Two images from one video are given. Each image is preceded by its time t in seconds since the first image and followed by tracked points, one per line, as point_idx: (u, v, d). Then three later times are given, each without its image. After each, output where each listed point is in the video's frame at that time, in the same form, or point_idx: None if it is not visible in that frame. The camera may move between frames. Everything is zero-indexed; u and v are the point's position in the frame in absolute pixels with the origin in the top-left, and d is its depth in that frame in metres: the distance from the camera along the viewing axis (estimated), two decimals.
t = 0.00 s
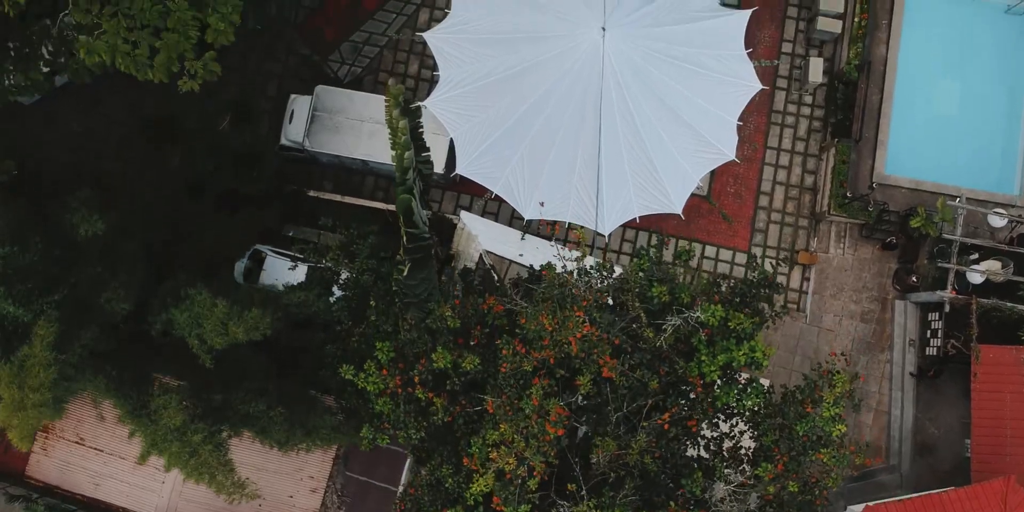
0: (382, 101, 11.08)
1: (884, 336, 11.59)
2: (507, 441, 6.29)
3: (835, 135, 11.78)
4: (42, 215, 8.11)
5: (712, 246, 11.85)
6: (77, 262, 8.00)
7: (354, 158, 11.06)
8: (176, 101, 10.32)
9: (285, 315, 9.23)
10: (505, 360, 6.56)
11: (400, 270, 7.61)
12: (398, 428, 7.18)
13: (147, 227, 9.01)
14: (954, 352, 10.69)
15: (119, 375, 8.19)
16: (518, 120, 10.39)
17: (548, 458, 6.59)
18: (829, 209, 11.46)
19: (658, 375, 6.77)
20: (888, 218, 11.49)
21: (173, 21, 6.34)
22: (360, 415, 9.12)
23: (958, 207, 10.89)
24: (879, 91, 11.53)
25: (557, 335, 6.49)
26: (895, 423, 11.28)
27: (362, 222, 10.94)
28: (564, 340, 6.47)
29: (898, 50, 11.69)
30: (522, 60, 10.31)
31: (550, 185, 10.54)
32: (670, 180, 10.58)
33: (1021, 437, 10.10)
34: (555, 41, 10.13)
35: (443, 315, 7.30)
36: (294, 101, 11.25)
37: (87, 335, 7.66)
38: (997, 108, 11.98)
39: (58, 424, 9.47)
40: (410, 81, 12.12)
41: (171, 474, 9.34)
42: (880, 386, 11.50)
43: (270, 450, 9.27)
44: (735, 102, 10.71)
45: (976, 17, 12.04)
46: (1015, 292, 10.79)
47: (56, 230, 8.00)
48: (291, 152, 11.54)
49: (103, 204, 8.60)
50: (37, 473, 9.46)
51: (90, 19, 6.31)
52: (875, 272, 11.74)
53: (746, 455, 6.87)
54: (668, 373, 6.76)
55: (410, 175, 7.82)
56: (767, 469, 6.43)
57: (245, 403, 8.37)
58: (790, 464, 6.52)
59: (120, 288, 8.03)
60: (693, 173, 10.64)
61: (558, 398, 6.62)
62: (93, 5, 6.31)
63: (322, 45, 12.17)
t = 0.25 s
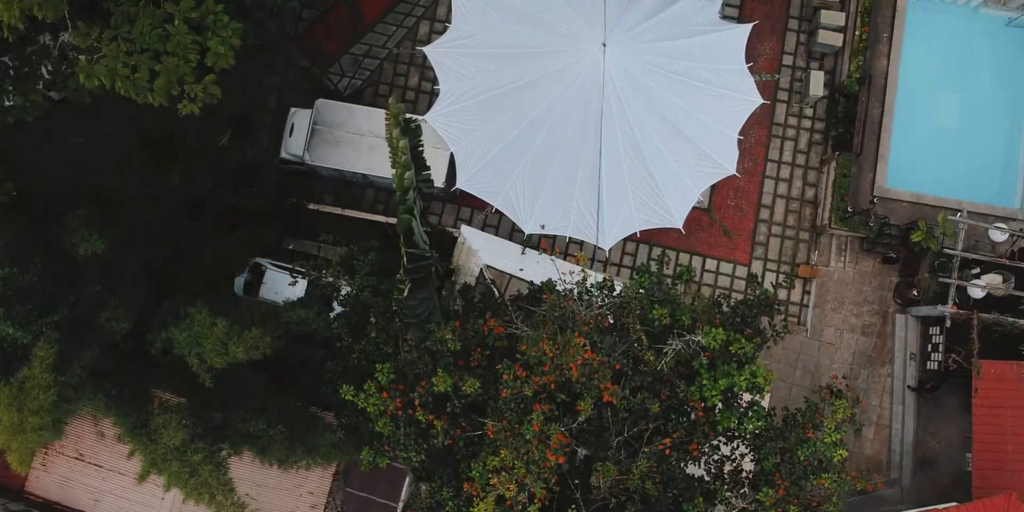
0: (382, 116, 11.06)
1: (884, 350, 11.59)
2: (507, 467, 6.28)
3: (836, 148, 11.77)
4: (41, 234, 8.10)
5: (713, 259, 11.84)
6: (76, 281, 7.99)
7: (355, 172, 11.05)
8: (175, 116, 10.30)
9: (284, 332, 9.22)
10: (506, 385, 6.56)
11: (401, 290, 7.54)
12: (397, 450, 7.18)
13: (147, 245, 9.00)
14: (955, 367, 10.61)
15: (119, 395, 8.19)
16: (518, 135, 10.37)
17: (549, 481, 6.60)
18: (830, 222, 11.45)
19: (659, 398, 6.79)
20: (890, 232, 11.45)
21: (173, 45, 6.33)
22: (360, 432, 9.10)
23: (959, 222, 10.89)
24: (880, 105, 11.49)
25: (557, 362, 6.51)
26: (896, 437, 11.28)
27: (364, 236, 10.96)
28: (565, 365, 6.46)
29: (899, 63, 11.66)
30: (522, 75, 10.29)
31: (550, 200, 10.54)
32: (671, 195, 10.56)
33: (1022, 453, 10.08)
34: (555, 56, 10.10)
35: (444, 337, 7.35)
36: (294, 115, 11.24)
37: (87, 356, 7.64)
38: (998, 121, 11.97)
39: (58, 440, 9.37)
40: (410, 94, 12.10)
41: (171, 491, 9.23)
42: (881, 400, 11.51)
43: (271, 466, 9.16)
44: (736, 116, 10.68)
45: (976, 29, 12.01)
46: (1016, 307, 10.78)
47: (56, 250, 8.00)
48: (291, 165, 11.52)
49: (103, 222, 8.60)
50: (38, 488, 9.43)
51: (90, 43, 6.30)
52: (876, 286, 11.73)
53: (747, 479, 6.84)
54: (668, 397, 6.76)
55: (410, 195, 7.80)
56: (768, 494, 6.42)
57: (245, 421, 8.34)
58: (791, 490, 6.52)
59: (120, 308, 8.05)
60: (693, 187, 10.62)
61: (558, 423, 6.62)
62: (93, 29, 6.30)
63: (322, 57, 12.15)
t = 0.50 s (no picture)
0: (382, 128, 11.05)
1: (885, 362, 11.58)
2: (508, 489, 6.35)
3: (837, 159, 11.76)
4: (41, 251, 8.11)
5: (714, 271, 11.82)
6: (76, 298, 8.00)
7: (355, 184, 11.04)
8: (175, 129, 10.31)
9: (285, 346, 9.21)
10: (507, 406, 6.62)
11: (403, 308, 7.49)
12: (398, 468, 7.21)
13: (148, 260, 9.02)
14: (956, 379, 10.62)
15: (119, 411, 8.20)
16: (519, 147, 10.36)
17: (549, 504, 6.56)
18: (830, 234, 11.45)
19: (660, 419, 6.77)
20: (891, 244, 11.43)
21: (173, 66, 6.32)
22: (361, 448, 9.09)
23: (960, 235, 10.89)
24: (880, 116, 11.48)
25: (557, 383, 6.52)
26: (897, 449, 11.27)
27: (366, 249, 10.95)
28: (566, 387, 6.46)
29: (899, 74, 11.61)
30: (522, 88, 10.28)
31: (550, 213, 10.51)
32: (672, 208, 10.54)
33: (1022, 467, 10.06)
34: (555, 70, 10.09)
35: (445, 356, 7.37)
36: (295, 126, 11.26)
37: (87, 373, 7.65)
38: (1000, 133, 11.95)
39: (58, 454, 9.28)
40: (410, 104, 12.10)
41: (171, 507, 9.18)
42: (881, 413, 11.51)
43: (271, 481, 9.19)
44: (736, 129, 10.66)
45: (976, 40, 11.99)
46: (1017, 319, 10.76)
47: (56, 267, 8.01)
48: (291, 177, 11.52)
49: (103, 238, 8.60)
50: (39, 500, 9.45)
51: (90, 63, 6.26)
52: (876, 297, 11.71)
53: (747, 500, 6.83)
54: (669, 417, 6.76)
55: (410, 212, 7.79)
56: None
57: (245, 437, 8.35)
58: None
59: (120, 324, 8.04)
60: (694, 200, 10.60)
61: (559, 444, 6.63)
62: (92, 50, 6.27)
63: (322, 68, 12.15)
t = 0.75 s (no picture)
0: (382, 141, 11.04)
1: (886, 375, 11.58)
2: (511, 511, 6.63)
3: (837, 172, 11.76)
4: (41, 269, 8.11)
5: (714, 284, 11.82)
6: (76, 316, 8.00)
7: (355, 197, 11.03)
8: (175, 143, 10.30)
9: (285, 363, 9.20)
10: (509, 429, 6.78)
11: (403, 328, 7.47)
12: (398, 490, 7.27)
13: (148, 277, 9.02)
14: (957, 393, 10.58)
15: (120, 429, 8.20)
16: (519, 161, 10.36)
17: None
18: (832, 248, 11.46)
19: (660, 441, 6.90)
20: (891, 257, 11.42)
21: (172, 89, 6.31)
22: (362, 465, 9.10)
23: (961, 249, 10.90)
24: (881, 128, 11.41)
25: (558, 407, 6.71)
26: (897, 463, 11.27)
27: (363, 264, 10.84)
28: (568, 412, 6.64)
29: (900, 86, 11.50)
30: (523, 103, 10.27)
31: (551, 227, 10.51)
32: (672, 222, 10.56)
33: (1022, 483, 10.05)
34: (556, 84, 10.07)
35: (445, 379, 7.44)
36: (295, 140, 11.20)
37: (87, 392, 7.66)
38: (1001, 145, 11.93)
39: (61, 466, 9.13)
40: (410, 117, 12.10)
41: None
42: (882, 426, 11.52)
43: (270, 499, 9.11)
44: (736, 143, 10.70)
45: (977, 52, 11.97)
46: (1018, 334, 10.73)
47: (56, 286, 8.01)
48: (292, 189, 11.51)
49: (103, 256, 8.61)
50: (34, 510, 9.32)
51: (89, 86, 6.24)
52: (877, 310, 11.71)
53: None
54: (670, 441, 6.88)
55: (411, 232, 7.80)
56: None
57: (246, 455, 8.31)
58: None
59: (119, 342, 7.99)
60: (694, 214, 10.63)
61: (559, 468, 6.81)
62: (92, 74, 6.26)
63: (322, 80, 12.14)
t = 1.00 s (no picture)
0: (382, 153, 11.03)
1: (887, 387, 11.55)
2: None
3: (838, 184, 11.75)
4: (41, 285, 8.10)
5: (715, 295, 11.81)
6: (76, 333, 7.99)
7: (355, 209, 11.02)
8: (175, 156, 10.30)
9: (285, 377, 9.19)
10: (508, 452, 6.84)
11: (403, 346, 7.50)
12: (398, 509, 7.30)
13: (148, 291, 9.02)
14: (957, 406, 10.62)
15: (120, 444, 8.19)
16: (520, 173, 10.34)
17: None
18: (833, 259, 11.48)
19: (660, 461, 7.06)
20: (891, 269, 11.41)
21: (172, 110, 6.30)
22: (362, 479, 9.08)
23: (961, 261, 10.90)
24: (882, 139, 11.39)
25: (558, 430, 6.79)
26: (898, 475, 11.24)
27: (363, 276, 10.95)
28: (568, 435, 6.74)
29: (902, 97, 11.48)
30: (523, 115, 10.26)
31: (551, 239, 10.49)
32: (673, 234, 10.54)
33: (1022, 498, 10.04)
34: (556, 97, 10.05)
35: (444, 398, 7.46)
36: (295, 151, 11.20)
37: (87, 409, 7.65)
38: (1003, 156, 11.91)
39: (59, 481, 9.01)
40: (410, 127, 12.09)
41: None
42: (883, 437, 11.49)
43: None
44: (737, 155, 10.69)
45: (978, 62, 11.96)
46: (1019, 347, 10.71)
47: (56, 302, 8.01)
48: (292, 201, 11.51)
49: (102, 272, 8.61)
50: None
51: (89, 108, 6.22)
52: (877, 322, 11.70)
53: None
54: (670, 461, 7.03)
55: (411, 248, 7.79)
56: None
57: (245, 470, 8.33)
58: None
59: (119, 359, 7.98)
60: (695, 226, 10.61)
61: (559, 490, 6.90)
62: (92, 94, 6.23)
63: (322, 91, 12.13)
